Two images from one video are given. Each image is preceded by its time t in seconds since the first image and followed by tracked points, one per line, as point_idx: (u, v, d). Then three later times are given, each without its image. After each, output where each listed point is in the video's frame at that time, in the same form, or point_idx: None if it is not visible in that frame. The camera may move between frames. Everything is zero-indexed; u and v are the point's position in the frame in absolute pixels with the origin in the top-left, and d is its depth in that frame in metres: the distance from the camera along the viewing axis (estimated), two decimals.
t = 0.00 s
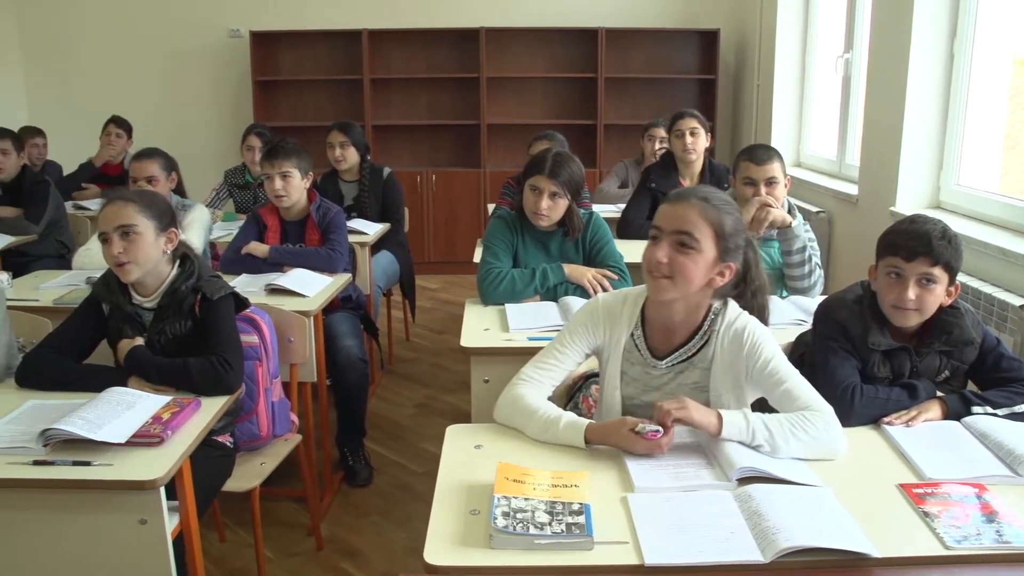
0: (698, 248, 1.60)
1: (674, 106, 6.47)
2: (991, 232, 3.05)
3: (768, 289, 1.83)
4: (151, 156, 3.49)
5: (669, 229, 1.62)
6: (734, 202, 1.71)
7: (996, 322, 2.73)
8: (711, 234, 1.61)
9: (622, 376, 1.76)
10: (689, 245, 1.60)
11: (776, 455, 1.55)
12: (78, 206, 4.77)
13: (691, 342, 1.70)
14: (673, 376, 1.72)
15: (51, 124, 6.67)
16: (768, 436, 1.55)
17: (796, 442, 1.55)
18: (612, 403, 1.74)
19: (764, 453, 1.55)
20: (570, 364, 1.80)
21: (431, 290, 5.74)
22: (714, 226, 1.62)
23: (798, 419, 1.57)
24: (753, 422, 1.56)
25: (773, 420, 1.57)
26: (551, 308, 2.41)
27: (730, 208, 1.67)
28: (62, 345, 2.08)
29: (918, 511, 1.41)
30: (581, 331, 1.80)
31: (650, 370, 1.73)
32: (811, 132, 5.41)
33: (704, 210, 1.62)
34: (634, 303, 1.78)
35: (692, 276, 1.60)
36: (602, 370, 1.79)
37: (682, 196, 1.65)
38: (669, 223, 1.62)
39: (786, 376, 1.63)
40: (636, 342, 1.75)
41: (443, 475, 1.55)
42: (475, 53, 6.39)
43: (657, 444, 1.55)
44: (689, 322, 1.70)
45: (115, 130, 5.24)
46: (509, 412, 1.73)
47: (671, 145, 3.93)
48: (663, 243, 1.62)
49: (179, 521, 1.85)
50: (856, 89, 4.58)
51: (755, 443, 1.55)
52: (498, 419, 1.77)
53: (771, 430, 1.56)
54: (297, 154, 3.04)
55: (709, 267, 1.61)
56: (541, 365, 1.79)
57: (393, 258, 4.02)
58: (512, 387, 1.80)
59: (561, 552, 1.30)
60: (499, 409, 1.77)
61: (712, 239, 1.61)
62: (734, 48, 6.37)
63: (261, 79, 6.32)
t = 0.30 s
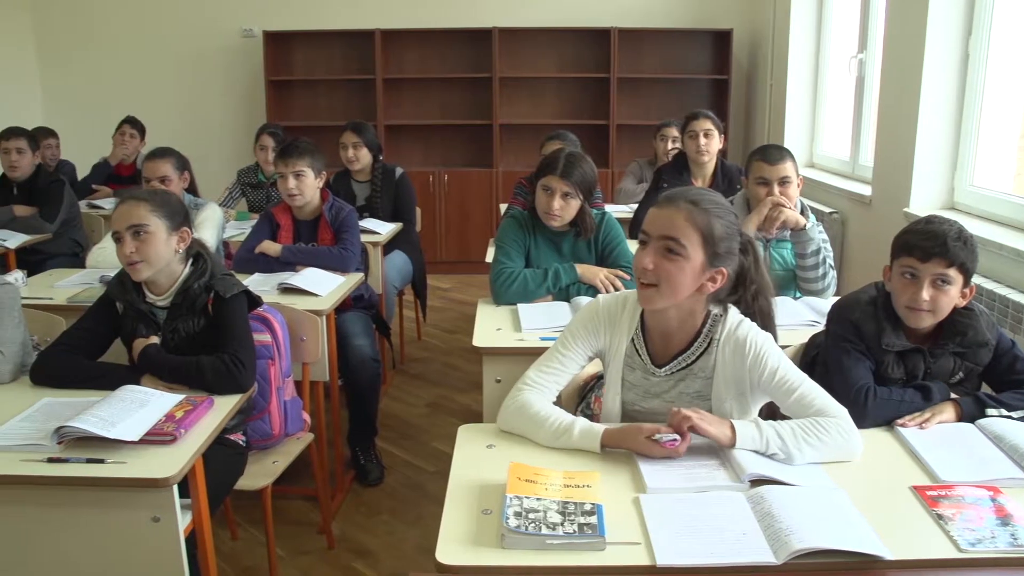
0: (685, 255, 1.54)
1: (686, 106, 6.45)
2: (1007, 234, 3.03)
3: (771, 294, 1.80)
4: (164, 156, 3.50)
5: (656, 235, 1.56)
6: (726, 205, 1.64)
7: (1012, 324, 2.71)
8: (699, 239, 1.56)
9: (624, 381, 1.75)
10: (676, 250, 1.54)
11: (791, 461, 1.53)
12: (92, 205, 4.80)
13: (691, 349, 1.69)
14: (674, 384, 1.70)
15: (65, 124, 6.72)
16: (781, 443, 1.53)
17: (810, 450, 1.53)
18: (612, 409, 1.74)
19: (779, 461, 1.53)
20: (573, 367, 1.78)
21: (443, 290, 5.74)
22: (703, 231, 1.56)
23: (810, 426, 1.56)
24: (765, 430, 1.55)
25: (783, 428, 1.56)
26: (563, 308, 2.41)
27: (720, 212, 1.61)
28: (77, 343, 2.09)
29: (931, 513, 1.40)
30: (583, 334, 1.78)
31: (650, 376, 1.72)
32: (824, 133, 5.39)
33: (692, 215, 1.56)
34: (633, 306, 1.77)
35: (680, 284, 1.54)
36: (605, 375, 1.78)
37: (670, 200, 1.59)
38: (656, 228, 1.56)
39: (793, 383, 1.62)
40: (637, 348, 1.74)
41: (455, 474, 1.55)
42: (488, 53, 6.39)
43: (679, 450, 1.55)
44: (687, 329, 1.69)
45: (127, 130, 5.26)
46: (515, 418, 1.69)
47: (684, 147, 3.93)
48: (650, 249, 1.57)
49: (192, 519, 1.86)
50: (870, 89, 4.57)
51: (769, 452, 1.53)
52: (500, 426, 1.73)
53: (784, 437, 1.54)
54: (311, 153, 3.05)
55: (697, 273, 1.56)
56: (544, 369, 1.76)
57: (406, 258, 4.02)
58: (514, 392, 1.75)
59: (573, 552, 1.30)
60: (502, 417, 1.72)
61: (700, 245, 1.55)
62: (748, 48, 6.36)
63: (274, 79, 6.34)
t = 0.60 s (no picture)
0: (707, 266, 1.53)
1: (699, 106, 6.44)
2: None
3: (788, 299, 1.79)
4: (177, 155, 3.52)
5: (677, 246, 1.55)
6: (746, 215, 1.63)
7: None
8: (721, 251, 1.54)
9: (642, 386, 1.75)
10: (697, 262, 1.53)
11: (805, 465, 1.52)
12: (107, 204, 4.82)
13: (707, 354, 1.68)
14: (691, 389, 1.70)
15: (79, 123, 6.75)
16: (795, 447, 1.53)
17: (825, 454, 1.52)
18: (629, 413, 1.73)
19: (794, 465, 1.53)
20: (592, 372, 1.76)
21: (455, 290, 5.75)
22: (725, 242, 1.55)
23: (826, 431, 1.55)
24: (778, 433, 1.55)
25: (795, 432, 1.55)
26: (576, 308, 2.41)
27: (742, 223, 1.60)
28: (91, 341, 2.10)
29: (946, 516, 1.39)
30: (602, 338, 1.76)
31: (666, 382, 1.72)
32: (838, 133, 5.37)
33: (714, 226, 1.55)
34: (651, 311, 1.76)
35: (700, 295, 1.53)
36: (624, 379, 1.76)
37: (691, 210, 1.57)
38: (677, 238, 1.55)
39: (808, 385, 1.61)
40: (654, 354, 1.73)
41: (468, 474, 1.55)
42: (501, 54, 6.40)
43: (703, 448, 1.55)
44: (704, 335, 1.69)
45: (138, 130, 5.28)
46: (533, 422, 1.67)
47: (697, 147, 3.92)
48: (670, 259, 1.55)
49: (205, 517, 1.87)
50: (884, 88, 4.55)
51: (784, 456, 1.53)
52: (517, 430, 1.71)
53: (798, 441, 1.54)
54: (329, 150, 3.06)
55: (717, 284, 1.55)
56: (562, 373, 1.74)
57: (419, 257, 4.02)
58: (532, 395, 1.73)
59: (586, 553, 1.29)
60: (519, 420, 1.70)
61: (722, 256, 1.54)
62: (761, 49, 6.34)
63: (287, 79, 6.36)
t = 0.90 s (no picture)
0: (735, 269, 1.52)
1: (714, 107, 6.42)
2: None
3: (809, 300, 1.78)
4: (192, 155, 3.53)
5: (704, 249, 1.54)
6: (771, 215, 1.62)
7: None
8: (748, 253, 1.53)
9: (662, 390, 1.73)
10: (725, 265, 1.52)
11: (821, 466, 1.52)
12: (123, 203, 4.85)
13: (729, 356, 1.67)
14: (713, 391, 1.69)
15: (95, 123, 6.80)
16: (812, 449, 1.52)
17: (843, 455, 1.52)
18: (650, 416, 1.72)
19: (811, 466, 1.52)
20: (610, 375, 1.74)
21: (470, 290, 5.75)
22: (752, 244, 1.54)
23: (845, 433, 1.54)
24: (795, 433, 1.55)
25: (812, 432, 1.55)
26: (591, 309, 2.40)
27: (767, 223, 1.59)
28: (107, 340, 2.11)
29: (963, 520, 1.38)
30: (622, 341, 1.75)
31: (688, 385, 1.70)
32: (854, 134, 5.35)
33: (741, 228, 1.54)
34: (673, 314, 1.74)
35: (729, 298, 1.53)
36: (643, 383, 1.75)
37: (716, 212, 1.56)
38: (704, 242, 1.54)
39: (828, 385, 1.60)
40: (675, 357, 1.72)
41: (482, 474, 1.55)
42: (516, 55, 6.40)
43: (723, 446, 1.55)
44: (727, 337, 1.68)
45: (150, 133, 5.31)
46: (549, 424, 1.67)
47: (713, 148, 3.91)
48: (697, 263, 1.54)
49: (220, 515, 1.87)
50: (900, 89, 4.53)
51: (800, 456, 1.53)
52: (533, 430, 1.71)
53: (815, 442, 1.53)
54: (346, 149, 3.07)
55: (745, 286, 1.54)
56: (580, 375, 1.73)
57: (433, 257, 4.02)
58: (549, 396, 1.72)
59: (600, 554, 1.29)
60: (535, 420, 1.69)
61: (749, 258, 1.53)
62: (777, 49, 6.32)
63: (303, 79, 6.38)
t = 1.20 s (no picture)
0: (764, 276, 1.51)
1: (732, 109, 6.39)
2: None
3: (831, 302, 1.78)
4: (210, 155, 3.55)
5: (733, 256, 1.53)
6: (797, 220, 1.61)
7: None
8: (777, 260, 1.52)
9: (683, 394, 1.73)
10: (754, 272, 1.51)
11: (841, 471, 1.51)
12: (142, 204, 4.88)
13: (752, 360, 1.67)
14: (735, 394, 1.69)
15: (113, 123, 6.85)
16: (832, 452, 1.52)
17: (863, 459, 1.51)
18: (670, 420, 1.71)
19: (831, 470, 1.51)
20: (630, 378, 1.74)
21: (486, 291, 5.76)
22: (781, 251, 1.53)
23: (866, 437, 1.53)
24: (815, 436, 1.54)
25: (833, 435, 1.54)
26: (609, 311, 2.40)
27: (795, 229, 1.58)
28: (126, 339, 2.12)
29: (983, 525, 1.37)
30: (643, 345, 1.74)
31: (710, 390, 1.70)
32: (873, 136, 5.32)
33: (771, 235, 1.53)
34: (695, 319, 1.73)
35: (757, 306, 1.52)
36: (664, 387, 1.75)
37: (745, 218, 1.55)
38: (733, 248, 1.52)
39: (850, 389, 1.60)
40: (697, 361, 1.72)
41: (500, 476, 1.55)
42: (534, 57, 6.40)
43: (746, 448, 1.55)
44: (750, 341, 1.67)
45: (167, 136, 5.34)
46: (567, 426, 1.66)
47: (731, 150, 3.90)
48: (726, 270, 1.53)
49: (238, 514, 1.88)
50: (920, 91, 4.50)
51: (820, 459, 1.52)
52: (550, 432, 1.70)
53: (835, 445, 1.52)
54: (365, 150, 3.08)
55: (774, 293, 1.53)
56: (599, 378, 1.73)
57: (449, 258, 4.03)
58: (568, 398, 1.72)
59: (617, 557, 1.29)
60: (553, 423, 1.69)
61: (779, 264, 1.52)
62: (795, 51, 6.30)
63: (321, 80, 6.41)
